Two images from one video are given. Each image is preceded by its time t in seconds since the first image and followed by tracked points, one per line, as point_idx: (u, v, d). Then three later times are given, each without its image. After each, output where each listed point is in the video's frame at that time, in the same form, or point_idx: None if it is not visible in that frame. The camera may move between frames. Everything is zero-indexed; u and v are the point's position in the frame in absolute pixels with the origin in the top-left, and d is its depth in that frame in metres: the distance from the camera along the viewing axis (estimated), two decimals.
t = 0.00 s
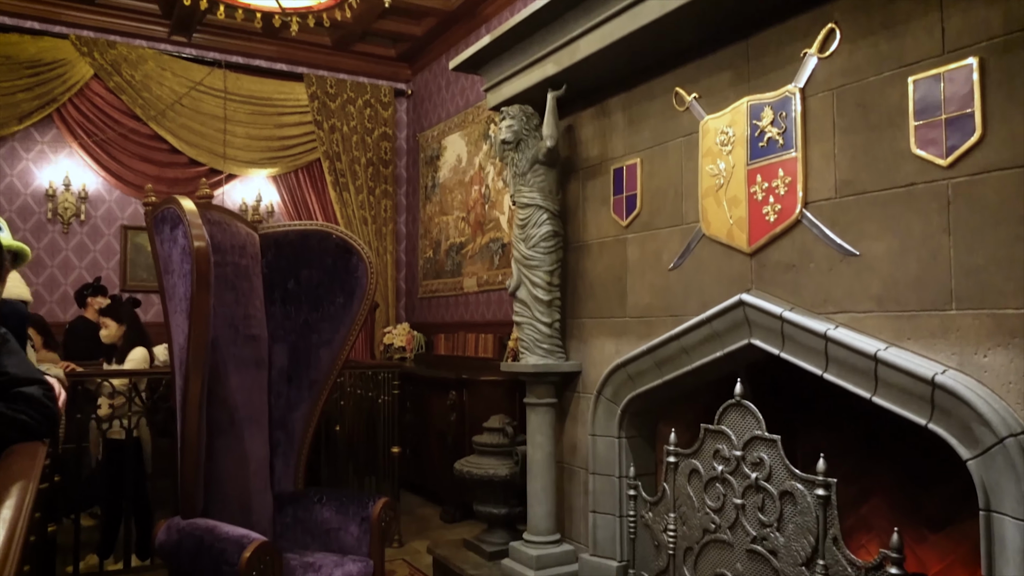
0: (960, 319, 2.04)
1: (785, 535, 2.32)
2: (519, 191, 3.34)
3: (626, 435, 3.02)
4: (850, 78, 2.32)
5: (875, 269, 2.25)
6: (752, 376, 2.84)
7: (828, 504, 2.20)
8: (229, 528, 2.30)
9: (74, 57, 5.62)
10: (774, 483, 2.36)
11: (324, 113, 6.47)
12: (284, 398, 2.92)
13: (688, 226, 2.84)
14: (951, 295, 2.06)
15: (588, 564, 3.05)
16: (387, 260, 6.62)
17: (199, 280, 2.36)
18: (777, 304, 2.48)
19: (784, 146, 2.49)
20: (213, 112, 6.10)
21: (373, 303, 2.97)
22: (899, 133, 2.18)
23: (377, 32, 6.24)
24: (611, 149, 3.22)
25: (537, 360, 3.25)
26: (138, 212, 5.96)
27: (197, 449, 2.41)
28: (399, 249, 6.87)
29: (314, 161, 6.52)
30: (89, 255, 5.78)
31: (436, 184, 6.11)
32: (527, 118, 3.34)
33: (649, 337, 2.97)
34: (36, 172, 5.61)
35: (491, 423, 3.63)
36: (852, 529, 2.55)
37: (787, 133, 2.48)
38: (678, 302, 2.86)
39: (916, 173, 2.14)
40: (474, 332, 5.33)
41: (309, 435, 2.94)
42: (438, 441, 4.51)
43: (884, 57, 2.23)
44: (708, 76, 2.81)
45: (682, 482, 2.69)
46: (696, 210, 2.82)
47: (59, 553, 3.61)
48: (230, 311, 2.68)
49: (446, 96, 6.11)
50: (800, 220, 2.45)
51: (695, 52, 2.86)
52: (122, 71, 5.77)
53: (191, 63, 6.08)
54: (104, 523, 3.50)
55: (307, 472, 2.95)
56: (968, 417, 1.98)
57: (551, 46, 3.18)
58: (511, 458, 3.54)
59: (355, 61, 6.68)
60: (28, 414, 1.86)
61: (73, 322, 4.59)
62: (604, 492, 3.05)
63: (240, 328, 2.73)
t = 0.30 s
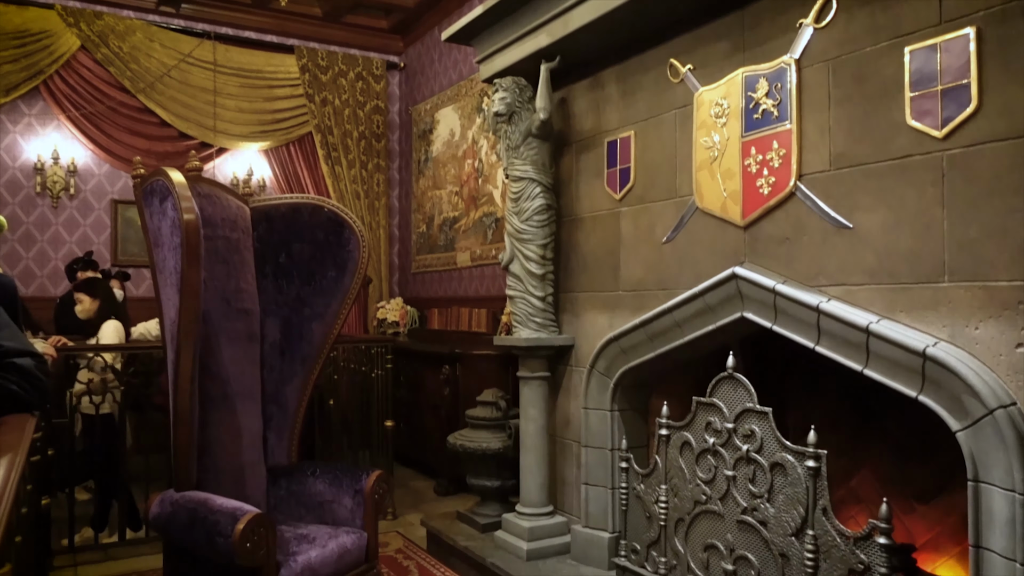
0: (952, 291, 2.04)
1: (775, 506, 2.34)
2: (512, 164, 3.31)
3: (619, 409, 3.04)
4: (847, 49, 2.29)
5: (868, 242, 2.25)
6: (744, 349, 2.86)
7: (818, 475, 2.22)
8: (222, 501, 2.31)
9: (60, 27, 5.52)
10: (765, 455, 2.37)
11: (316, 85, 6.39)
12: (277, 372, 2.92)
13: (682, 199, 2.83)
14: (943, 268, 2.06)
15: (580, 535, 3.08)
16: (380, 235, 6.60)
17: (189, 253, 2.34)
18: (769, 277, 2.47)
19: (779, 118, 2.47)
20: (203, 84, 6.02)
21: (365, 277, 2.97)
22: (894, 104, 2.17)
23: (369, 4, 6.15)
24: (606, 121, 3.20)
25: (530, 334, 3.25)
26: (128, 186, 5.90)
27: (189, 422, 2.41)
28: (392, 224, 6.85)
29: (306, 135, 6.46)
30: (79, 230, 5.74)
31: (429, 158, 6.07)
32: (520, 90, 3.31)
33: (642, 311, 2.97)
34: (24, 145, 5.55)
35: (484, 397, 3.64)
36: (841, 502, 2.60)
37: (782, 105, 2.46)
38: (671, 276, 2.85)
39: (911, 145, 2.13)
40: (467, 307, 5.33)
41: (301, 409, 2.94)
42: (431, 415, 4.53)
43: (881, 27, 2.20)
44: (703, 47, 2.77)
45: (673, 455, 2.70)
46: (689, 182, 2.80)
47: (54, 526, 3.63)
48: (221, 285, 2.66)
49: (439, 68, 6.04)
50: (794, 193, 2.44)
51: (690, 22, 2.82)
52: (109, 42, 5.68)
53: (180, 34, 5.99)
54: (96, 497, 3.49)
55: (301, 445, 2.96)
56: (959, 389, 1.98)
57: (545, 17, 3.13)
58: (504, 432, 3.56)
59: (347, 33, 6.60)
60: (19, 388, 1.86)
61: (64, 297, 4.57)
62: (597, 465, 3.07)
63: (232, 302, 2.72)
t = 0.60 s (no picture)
0: (944, 264, 2.04)
1: (765, 478, 2.35)
2: (504, 137, 3.29)
3: (611, 382, 3.04)
4: (842, 20, 2.27)
5: (861, 215, 2.24)
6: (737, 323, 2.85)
7: (807, 447, 2.23)
8: (214, 474, 2.32)
9: None
10: (755, 427, 2.38)
11: (306, 58, 6.32)
12: (269, 346, 2.91)
13: (675, 172, 2.82)
14: (936, 240, 2.06)
15: (572, 507, 3.10)
16: (372, 210, 6.57)
17: (177, 226, 2.32)
18: (762, 250, 2.47)
19: (773, 90, 2.45)
20: (191, 57, 5.94)
21: (356, 251, 2.94)
22: (889, 76, 2.15)
23: None
24: (599, 94, 3.17)
25: (522, 308, 3.24)
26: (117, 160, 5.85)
27: (181, 396, 2.41)
28: (385, 198, 6.81)
29: (296, 109, 6.40)
30: (68, 204, 5.69)
31: (421, 132, 6.02)
32: (512, 62, 3.27)
33: (634, 285, 2.96)
34: (10, 118, 5.47)
35: (476, 371, 3.65)
36: (831, 474, 2.67)
37: (776, 77, 2.44)
38: (664, 250, 2.85)
39: (905, 117, 2.11)
40: (459, 282, 5.32)
41: (293, 383, 2.94)
42: (424, 389, 4.54)
43: None
44: (697, 18, 2.74)
45: (665, 428, 2.72)
46: (683, 155, 2.79)
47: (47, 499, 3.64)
48: (211, 258, 2.64)
49: (431, 41, 5.97)
50: (787, 165, 2.42)
51: None
52: (95, 14, 5.60)
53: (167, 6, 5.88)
54: (88, 471, 3.48)
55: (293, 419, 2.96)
56: (949, 361, 1.99)
57: None
58: (497, 405, 3.57)
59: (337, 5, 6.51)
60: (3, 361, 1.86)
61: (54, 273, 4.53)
62: (588, 438, 3.08)
63: (222, 276, 2.70)
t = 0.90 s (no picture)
0: (936, 236, 2.04)
1: (755, 448, 2.37)
2: (496, 110, 3.26)
3: (603, 355, 3.05)
4: None
5: (854, 186, 2.23)
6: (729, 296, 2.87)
7: (797, 418, 2.24)
8: (206, 446, 2.32)
9: None
10: (746, 399, 2.39)
11: (297, 30, 6.21)
12: (259, 319, 2.90)
13: (668, 144, 2.80)
14: (928, 212, 2.06)
15: (563, 478, 3.13)
16: (364, 184, 6.55)
17: (166, 199, 2.30)
18: (754, 223, 2.46)
19: (767, 61, 2.42)
20: (179, 28, 5.86)
21: (347, 224, 2.93)
22: (884, 46, 2.13)
23: None
24: (592, 66, 3.14)
25: (515, 281, 3.24)
26: (105, 133, 5.79)
27: (172, 369, 2.40)
28: (376, 172, 6.77)
29: (287, 82, 6.33)
30: (56, 178, 5.62)
31: (413, 106, 5.97)
32: (504, 33, 3.23)
33: (627, 257, 2.96)
34: None
35: (469, 343, 3.65)
36: (821, 445, 2.72)
37: (770, 48, 2.41)
38: (656, 222, 2.84)
39: (900, 88, 2.10)
40: (452, 255, 5.31)
41: (285, 355, 2.93)
42: (417, 362, 4.56)
43: None
44: None
45: (656, 399, 2.73)
46: (676, 128, 2.77)
47: (40, 474, 3.64)
48: (200, 231, 2.62)
49: (422, 13, 5.90)
50: (781, 137, 2.41)
51: None
52: None
53: None
54: (80, 444, 3.48)
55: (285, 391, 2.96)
56: (939, 332, 2.00)
57: None
58: (489, 377, 3.58)
59: None
60: None
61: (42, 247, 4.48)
62: (580, 410, 3.10)
63: (212, 249, 2.68)
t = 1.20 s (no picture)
0: (929, 205, 2.03)
1: (746, 418, 2.38)
2: (489, 80, 3.22)
3: (596, 326, 3.06)
4: None
5: (849, 155, 2.22)
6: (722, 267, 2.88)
7: (789, 387, 2.25)
8: (199, 417, 2.32)
9: None
10: (738, 369, 2.40)
11: None
12: (251, 291, 2.89)
13: (662, 115, 2.78)
14: (922, 182, 2.05)
15: (557, 449, 3.15)
16: (356, 156, 6.51)
17: (155, 169, 2.27)
18: (748, 193, 2.45)
19: (762, 30, 2.39)
20: None
21: (339, 195, 2.91)
22: (881, 14, 2.10)
23: None
24: (586, 35, 3.10)
25: (508, 253, 3.23)
26: (94, 105, 5.72)
27: (163, 341, 2.39)
28: (369, 145, 6.73)
29: (277, 52, 6.25)
30: (44, 150, 5.55)
31: (406, 77, 5.91)
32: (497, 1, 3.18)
33: (620, 229, 2.95)
34: None
35: (462, 315, 3.65)
36: (811, 415, 2.75)
37: (766, 16, 2.37)
38: (649, 194, 2.83)
39: (896, 56, 2.08)
40: (445, 228, 5.30)
41: (278, 327, 2.93)
42: (410, 335, 4.57)
43: None
44: None
45: (648, 370, 2.73)
46: (670, 98, 2.74)
47: (34, 446, 3.64)
48: (190, 202, 2.60)
49: None
50: (775, 106, 2.39)
51: None
52: None
53: None
54: (74, 417, 3.47)
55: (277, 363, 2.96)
56: (930, 301, 2.00)
57: None
58: (482, 349, 3.59)
59: None
60: None
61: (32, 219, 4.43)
62: (573, 381, 3.11)
63: (203, 221, 2.66)
